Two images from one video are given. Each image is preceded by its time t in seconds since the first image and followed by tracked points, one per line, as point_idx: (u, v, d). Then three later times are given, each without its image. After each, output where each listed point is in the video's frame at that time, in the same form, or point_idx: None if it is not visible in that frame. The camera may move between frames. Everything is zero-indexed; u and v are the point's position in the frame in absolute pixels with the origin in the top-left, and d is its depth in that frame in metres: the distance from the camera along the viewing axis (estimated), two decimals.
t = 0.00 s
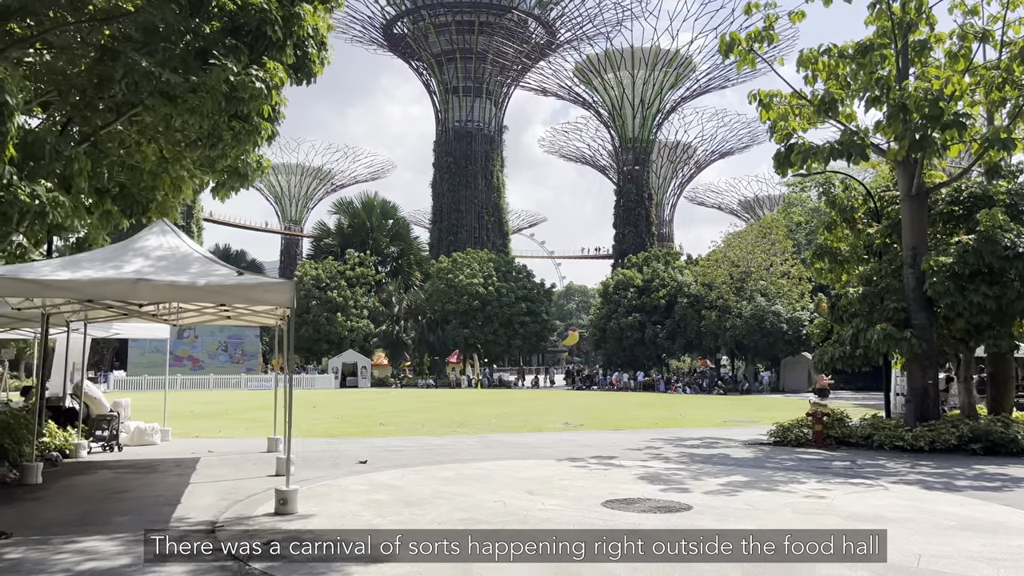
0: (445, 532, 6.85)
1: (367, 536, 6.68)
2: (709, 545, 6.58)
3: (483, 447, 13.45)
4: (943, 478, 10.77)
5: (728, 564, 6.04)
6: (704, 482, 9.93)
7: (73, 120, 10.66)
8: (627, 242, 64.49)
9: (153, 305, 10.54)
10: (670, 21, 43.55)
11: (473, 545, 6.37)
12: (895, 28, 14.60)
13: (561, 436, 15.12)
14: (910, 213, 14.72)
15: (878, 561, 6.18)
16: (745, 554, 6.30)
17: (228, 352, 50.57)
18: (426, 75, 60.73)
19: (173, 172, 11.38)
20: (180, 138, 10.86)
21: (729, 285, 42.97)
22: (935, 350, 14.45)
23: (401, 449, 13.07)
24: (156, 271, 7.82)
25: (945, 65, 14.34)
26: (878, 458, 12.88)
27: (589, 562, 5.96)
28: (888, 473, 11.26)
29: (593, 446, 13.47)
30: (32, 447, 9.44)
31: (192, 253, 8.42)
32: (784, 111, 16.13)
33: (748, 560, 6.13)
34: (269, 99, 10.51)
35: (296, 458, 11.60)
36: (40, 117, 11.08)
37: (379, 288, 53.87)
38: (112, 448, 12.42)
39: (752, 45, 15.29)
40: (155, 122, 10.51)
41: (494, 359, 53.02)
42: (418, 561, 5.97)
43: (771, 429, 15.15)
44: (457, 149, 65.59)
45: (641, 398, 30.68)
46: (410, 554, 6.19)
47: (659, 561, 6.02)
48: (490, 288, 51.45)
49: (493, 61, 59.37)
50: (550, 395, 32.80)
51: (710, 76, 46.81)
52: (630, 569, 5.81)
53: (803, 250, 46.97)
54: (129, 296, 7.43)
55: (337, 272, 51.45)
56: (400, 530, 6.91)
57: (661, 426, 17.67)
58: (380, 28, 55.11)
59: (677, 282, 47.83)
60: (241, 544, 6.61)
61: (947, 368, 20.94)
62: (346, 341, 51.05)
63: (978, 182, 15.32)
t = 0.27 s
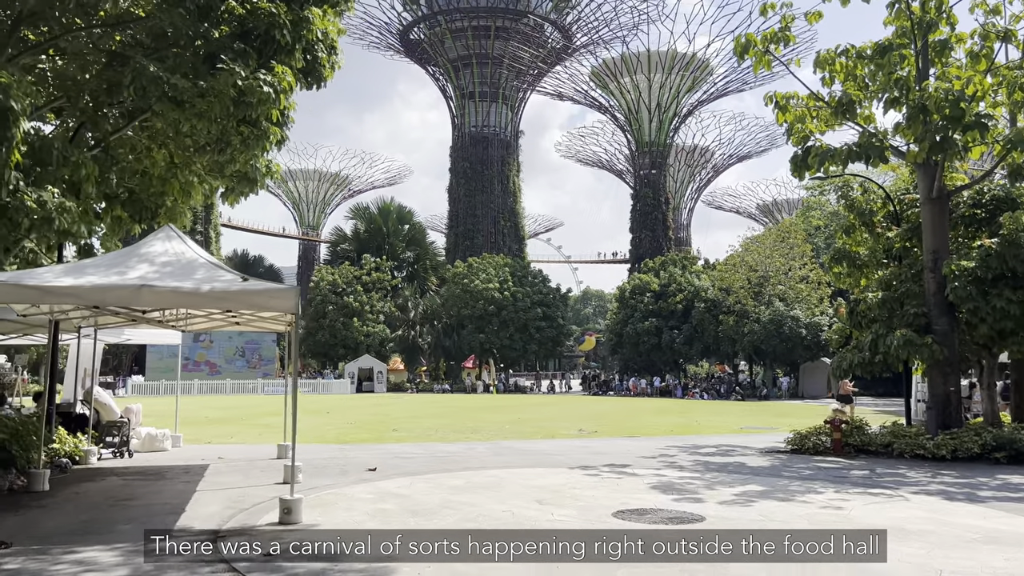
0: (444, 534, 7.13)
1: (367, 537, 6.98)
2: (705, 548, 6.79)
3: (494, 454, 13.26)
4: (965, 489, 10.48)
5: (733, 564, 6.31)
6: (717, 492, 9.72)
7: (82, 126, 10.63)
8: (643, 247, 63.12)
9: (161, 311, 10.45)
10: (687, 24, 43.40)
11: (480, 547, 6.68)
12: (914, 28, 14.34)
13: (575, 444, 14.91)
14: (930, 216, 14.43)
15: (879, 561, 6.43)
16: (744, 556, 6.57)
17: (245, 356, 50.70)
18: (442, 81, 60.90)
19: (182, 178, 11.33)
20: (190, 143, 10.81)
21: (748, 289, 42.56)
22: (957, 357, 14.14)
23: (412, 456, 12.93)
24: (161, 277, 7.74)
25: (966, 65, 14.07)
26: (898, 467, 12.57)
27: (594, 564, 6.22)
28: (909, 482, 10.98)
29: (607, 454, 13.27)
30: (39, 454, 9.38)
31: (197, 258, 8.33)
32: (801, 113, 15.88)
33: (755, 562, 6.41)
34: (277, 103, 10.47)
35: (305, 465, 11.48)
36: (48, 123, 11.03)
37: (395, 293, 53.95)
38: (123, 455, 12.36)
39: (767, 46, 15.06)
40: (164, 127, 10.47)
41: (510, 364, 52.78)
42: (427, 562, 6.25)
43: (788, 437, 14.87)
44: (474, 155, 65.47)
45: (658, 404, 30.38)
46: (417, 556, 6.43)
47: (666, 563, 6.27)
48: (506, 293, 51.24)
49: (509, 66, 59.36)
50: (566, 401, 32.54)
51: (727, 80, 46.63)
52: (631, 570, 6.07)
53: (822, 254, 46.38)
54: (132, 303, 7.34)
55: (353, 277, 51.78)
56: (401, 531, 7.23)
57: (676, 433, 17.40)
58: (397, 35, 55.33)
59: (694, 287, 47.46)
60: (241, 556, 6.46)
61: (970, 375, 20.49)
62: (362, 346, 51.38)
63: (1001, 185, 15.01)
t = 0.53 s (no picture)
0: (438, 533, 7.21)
1: (366, 537, 7.11)
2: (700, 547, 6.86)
3: (506, 460, 13.08)
4: (988, 497, 10.17)
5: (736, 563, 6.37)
6: (732, 500, 9.49)
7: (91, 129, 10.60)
8: (661, 251, 63.22)
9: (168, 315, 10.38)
10: (704, 26, 43.14)
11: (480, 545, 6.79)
12: (934, 27, 14.04)
13: (588, 449, 14.71)
14: (951, 217, 14.12)
15: (880, 561, 6.52)
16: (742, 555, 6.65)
17: (263, 361, 50.81)
18: (459, 86, 60.98)
19: (191, 181, 11.26)
20: (198, 146, 10.73)
21: (766, 293, 42.10)
22: (979, 361, 13.85)
23: (422, 461, 12.78)
24: (164, 280, 7.66)
25: (987, 64, 13.78)
26: (918, 474, 12.27)
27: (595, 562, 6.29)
28: (930, 490, 10.67)
29: (620, 460, 13.05)
30: (45, 459, 9.31)
31: (202, 261, 8.25)
32: (818, 114, 15.60)
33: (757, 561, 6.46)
34: (285, 106, 10.38)
35: (314, 471, 11.37)
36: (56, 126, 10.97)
37: (411, 298, 53.92)
38: (133, 459, 12.32)
39: (783, 46, 14.81)
40: (172, 130, 10.41)
41: (527, 369, 52.63)
42: (427, 561, 6.33)
43: (806, 444, 14.59)
44: (491, 159, 65.38)
45: (675, 409, 30.05)
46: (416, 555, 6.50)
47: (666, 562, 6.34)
48: (522, 298, 51.03)
49: (526, 70, 59.29)
50: (582, 406, 32.30)
51: (745, 83, 46.31)
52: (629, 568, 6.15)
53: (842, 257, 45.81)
54: (134, 306, 7.27)
55: (370, 281, 51.83)
56: (399, 530, 7.34)
57: (692, 439, 17.15)
58: (414, 41, 55.48)
59: (712, 291, 47.11)
60: (241, 563, 6.32)
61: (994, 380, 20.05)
62: (378, 351, 51.52)
63: None
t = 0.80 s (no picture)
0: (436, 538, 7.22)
1: (366, 537, 7.17)
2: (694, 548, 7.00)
3: (515, 466, 12.91)
4: (1009, 506, 9.89)
5: (737, 564, 6.56)
6: (744, 508, 9.28)
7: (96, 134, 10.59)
8: (677, 254, 62.32)
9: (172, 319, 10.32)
10: (720, 29, 42.92)
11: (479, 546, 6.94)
12: (952, 25, 13.75)
13: (600, 455, 14.51)
14: (971, 219, 13.84)
15: (881, 561, 6.74)
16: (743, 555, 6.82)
17: (278, 366, 50.87)
18: (474, 91, 61.06)
19: (196, 185, 11.21)
20: (204, 150, 10.67)
21: (784, 298, 41.65)
22: (1000, 366, 13.56)
23: (431, 467, 12.65)
24: (164, 284, 7.59)
25: (1007, 62, 13.50)
26: (937, 481, 11.98)
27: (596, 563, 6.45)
28: (951, 499, 10.39)
29: (631, 466, 12.85)
30: (50, 464, 9.23)
31: (203, 265, 8.16)
32: (833, 115, 15.35)
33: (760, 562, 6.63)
34: (290, 108, 10.30)
35: (321, 477, 11.25)
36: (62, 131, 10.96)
37: (426, 302, 53.88)
38: (140, 464, 12.29)
39: (797, 45, 14.58)
40: (176, 133, 10.35)
41: (543, 374, 52.39)
42: (430, 561, 6.48)
43: (822, 450, 14.31)
44: (507, 164, 65.24)
45: (692, 415, 29.76)
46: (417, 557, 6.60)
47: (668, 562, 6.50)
48: (537, 302, 50.83)
49: (541, 75, 59.16)
50: (598, 411, 32.04)
51: (761, 86, 46.06)
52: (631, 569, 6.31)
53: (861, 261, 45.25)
54: (133, 310, 7.18)
55: (385, 287, 51.82)
56: (396, 532, 7.39)
57: (706, 445, 16.89)
58: (430, 46, 55.59)
59: (729, 295, 46.72)
60: (237, 571, 6.19)
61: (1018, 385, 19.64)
62: (395, 355, 51.21)
63: None
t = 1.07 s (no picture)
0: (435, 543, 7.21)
1: (366, 537, 7.31)
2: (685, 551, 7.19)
3: (526, 473, 12.73)
4: None
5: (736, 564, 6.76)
6: (757, 516, 9.07)
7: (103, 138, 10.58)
8: (694, 258, 62.13)
9: (178, 324, 10.25)
10: (736, 32, 42.67)
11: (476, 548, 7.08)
12: (972, 22, 13.43)
13: (613, 462, 14.29)
14: (991, 220, 13.52)
15: (881, 561, 6.93)
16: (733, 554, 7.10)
17: (295, 370, 50.98)
18: (490, 95, 61.12)
19: (203, 189, 11.17)
20: (211, 154, 10.63)
21: (803, 301, 41.18)
22: None
23: (440, 474, 12.50)
24: (164, 288, 7.49)
25: None
26: (958, 489, 11.67)
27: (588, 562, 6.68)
28: (972, 508, 10.08)
29: (644, 473, 12.63)
30: (55, 471, 9.14)
31: (205, 270, 8.07)
32: (850, 115, 15.04)
33: (755, 561, 6.89)
34: (296, 112, 10.20)
35: (328, 483, 11.13)
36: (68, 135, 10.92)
37: (442, 307, 53.84)
38: (149, 470, 12.24)
39: (813, 45, 14.33)
40: (183, 137, 10.32)
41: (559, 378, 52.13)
42: (430, 560, 6.61)
43: (840, 457, 14.01)
44: (523, 168, 65.06)
45: (710, 420, 29.41)
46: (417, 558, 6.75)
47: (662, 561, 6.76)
48: (553, 306, 50.57)
49: (557, 78, 59.01)
50: (614, 416, 31.75)
51: (778, 88, 45.72)
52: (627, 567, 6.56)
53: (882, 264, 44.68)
54: (132, 316, 7.09)
55: (401, 291, 51.82)
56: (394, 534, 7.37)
57: (722, 451, 16.62)
58: (446, 51, 55.66)
59: (747, 299, 46.27)
60: None
61: None
62: (410, 360, 51.22)
63: None
